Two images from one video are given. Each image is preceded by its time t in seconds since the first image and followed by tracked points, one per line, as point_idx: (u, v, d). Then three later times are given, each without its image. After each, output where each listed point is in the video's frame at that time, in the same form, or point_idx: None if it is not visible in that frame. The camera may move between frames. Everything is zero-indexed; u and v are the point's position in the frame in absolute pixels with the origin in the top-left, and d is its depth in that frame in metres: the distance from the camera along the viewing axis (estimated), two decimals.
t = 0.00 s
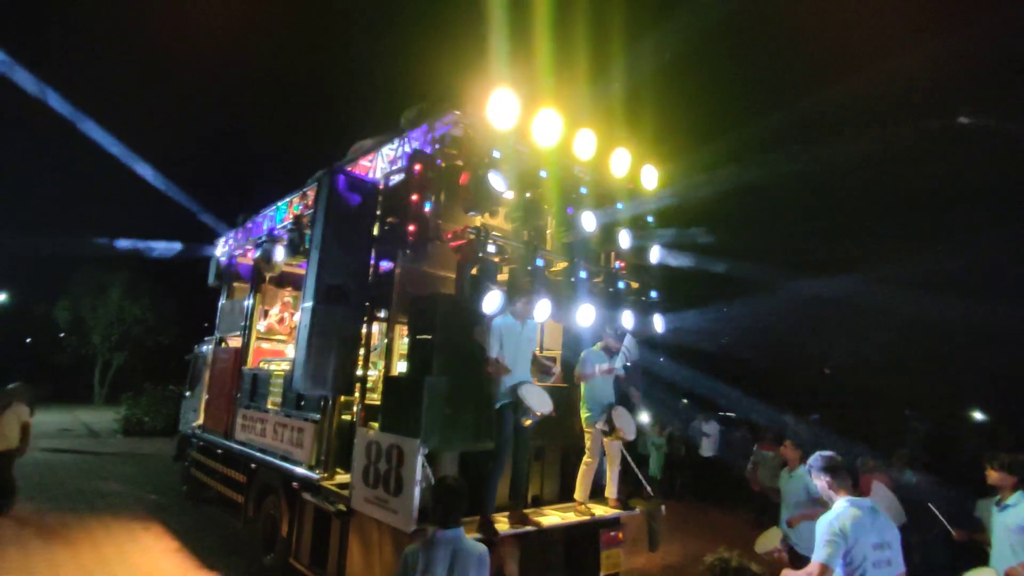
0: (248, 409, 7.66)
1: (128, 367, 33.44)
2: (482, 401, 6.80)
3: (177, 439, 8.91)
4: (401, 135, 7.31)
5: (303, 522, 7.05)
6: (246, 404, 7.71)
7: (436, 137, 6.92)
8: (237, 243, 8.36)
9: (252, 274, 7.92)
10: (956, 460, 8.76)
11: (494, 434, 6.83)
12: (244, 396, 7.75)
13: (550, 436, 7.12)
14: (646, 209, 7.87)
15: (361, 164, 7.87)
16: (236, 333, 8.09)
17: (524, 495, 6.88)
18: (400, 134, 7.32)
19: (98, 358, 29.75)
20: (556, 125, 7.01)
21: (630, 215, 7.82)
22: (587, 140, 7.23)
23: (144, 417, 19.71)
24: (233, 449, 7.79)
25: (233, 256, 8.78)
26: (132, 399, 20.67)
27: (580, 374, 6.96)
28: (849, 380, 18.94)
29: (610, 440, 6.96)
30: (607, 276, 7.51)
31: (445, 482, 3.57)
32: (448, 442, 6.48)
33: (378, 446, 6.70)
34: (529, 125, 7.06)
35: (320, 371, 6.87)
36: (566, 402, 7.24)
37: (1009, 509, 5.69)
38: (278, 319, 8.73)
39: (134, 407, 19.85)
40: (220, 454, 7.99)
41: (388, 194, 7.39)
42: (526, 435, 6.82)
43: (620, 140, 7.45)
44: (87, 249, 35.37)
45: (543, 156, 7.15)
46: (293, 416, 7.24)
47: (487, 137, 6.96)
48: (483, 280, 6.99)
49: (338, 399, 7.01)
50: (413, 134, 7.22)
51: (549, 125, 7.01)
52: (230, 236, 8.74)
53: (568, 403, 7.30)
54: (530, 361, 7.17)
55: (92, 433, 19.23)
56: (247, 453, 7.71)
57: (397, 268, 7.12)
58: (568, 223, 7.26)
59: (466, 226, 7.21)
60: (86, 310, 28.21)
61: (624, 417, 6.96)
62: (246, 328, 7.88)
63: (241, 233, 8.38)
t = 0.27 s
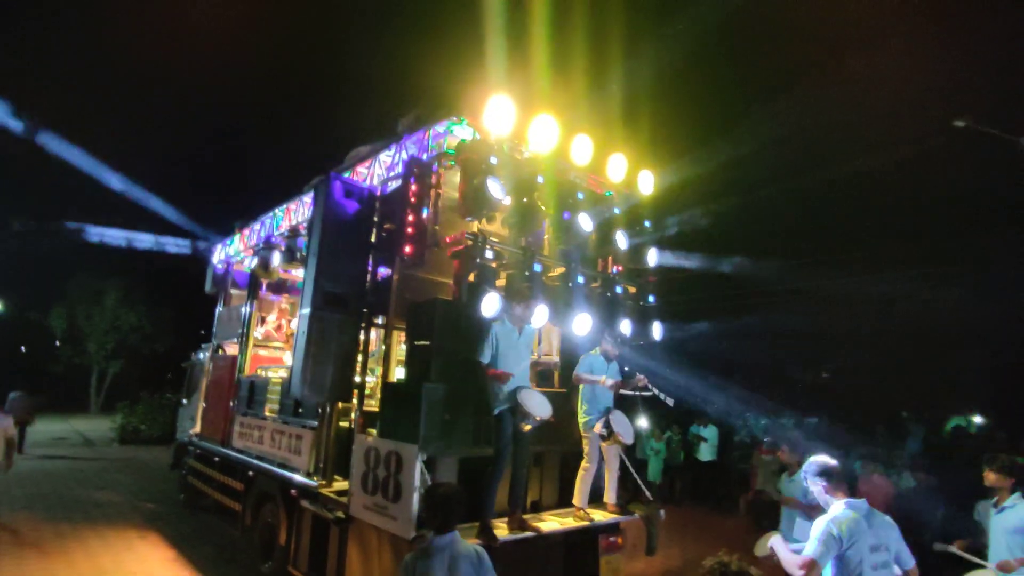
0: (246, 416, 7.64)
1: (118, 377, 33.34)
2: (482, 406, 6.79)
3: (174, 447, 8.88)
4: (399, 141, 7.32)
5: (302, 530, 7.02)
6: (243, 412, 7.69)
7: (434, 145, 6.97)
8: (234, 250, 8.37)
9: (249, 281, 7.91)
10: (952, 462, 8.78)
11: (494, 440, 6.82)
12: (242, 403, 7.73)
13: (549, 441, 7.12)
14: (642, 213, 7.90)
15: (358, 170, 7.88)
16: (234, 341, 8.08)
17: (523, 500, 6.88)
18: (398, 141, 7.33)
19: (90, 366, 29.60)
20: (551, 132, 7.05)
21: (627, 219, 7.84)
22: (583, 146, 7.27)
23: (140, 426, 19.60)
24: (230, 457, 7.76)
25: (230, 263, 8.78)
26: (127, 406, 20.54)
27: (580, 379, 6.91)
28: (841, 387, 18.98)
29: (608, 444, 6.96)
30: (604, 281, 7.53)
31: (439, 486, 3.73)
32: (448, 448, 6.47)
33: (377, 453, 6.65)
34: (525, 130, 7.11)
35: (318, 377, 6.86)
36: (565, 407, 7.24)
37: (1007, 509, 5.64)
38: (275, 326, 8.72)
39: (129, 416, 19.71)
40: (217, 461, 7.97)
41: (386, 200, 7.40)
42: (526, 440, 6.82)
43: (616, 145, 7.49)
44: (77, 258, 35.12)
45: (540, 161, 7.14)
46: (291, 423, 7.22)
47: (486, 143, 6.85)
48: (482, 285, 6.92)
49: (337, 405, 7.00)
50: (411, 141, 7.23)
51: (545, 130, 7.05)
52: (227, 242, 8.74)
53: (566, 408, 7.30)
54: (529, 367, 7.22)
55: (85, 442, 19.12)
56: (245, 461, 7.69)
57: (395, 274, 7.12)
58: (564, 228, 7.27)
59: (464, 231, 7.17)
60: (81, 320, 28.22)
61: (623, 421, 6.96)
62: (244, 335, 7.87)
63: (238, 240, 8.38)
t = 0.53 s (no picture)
0: (237, 421, 7.63)
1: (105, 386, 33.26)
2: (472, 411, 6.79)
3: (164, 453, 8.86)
4: (390, 147, 7.31)
5: (292, 535, 7.00)
6: (234, 417, 7.68)
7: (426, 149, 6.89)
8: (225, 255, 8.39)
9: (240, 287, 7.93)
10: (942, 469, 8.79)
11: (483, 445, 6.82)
12: (232, 408, 7.72)
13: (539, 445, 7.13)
14: (632, 217, 7.92)
15: (350, 176, 7.91)
16: (225, 346, 8.09)
17: (513, 504, 6.88)
18: (389, 146, 7.32)
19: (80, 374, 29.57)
20: (543, 137, 7.02)
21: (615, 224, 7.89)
22: (575, 151, 7.24)
23: (129, 433, 19.53)
24: (221, 462, 7.75)
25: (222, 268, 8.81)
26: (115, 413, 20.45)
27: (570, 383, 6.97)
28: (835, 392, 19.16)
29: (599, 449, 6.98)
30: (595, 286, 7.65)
31: (427, 491, 3.68)
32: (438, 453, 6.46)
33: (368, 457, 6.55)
34: (516, 135, 7.03)
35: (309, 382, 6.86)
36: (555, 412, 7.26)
37: (991, 511, 5.63)
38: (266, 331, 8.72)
39: (119, 424, 19.64)
40: (208, 468, 7.95)
41: (377, 205, 7.42)
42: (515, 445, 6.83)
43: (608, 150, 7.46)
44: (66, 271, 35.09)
45: (531, 166, 7.13)
46: (281, 428, 7.20)
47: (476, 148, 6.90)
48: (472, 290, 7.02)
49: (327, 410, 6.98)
50: (401, 146, 7.22)
51: (537, 135, 7.02)
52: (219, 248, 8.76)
53: (557, 413, 7.32)
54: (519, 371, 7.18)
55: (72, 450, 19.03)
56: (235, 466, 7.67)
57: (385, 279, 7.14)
58: (554, 232, 7.37)
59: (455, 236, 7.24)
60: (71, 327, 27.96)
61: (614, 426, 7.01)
62: (234, 340, 7.87)
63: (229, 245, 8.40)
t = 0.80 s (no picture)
0: (224, 423, 7.60)
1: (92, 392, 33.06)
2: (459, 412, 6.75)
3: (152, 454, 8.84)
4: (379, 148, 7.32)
5: (280, 538, 6.95)
6: (222, 418, 7.65)
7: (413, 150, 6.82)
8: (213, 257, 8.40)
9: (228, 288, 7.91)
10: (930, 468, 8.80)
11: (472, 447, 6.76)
12: (220, 410, 7.70)
13: (526, 446, 7.12)
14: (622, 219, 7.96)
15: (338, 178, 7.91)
16: (212, 347, 8.06)
17: (502, 505, 6.86)
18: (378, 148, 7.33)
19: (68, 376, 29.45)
20: (530, 141, 7.00)
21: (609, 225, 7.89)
22: (564, 155, 7.21)
23: (116, 434, 19.49)
24: (208, 465, 7.71)
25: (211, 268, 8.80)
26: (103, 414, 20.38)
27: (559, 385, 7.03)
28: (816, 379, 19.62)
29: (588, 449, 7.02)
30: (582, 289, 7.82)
31: (415, 496, 3.74)
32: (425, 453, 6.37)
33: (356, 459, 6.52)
34: (505, 139, 7.02)
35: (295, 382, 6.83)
36: (544, 412, 7.25)
37: (968, 511, 5.58)
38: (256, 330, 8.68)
39: (106, 424, 19.58)
40: (195, 470, 7.91)
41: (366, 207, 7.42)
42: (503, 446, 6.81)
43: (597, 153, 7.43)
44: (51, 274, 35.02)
45: (518, 168, 7.16)
46: (270, 430, 7.18)
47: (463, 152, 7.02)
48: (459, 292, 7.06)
49: (315, 412, 6.94)
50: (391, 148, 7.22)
51: (525, 138, 7.00)
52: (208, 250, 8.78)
53: (545, 414, 7.31)
54: (508, 371, 7.17)
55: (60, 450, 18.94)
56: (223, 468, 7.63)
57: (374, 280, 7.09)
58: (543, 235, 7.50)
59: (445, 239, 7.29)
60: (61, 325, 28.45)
61: (603, 427, 7.05)
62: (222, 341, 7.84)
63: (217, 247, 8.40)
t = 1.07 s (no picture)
0: (214, 420, 7.55)
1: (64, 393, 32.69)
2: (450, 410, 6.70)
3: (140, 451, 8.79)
4: (372, 145, 7.30)
5: (268, 536, 6.91)
6: (211, 415, 7.61)
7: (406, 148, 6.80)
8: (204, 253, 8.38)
9: (218, 284, 7.88)
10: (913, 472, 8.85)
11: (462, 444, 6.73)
12: (209, 407, 7.66)
13: (516, 443, 7.12)
14: (613, 218, 8.06)
15: (330, 174, 7.90)
16: (202, 343, 8.03)
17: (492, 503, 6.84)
18: (371, 145, 7.31)
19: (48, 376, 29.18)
20: (524, 140, 7.00)
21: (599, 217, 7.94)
22: (557, 154, 7.25)
23: (103, 432, 19.24)
24: (197, 461, 7.67)
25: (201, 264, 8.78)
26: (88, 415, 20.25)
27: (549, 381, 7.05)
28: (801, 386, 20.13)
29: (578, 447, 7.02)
30: (575, 289, 7.78)
31: (406, 496, 3.76)
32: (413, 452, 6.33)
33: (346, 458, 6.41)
34: (496, 138, 6.98)
35: (286, 379, 6.79)
36: (534, 410, 7.25)
37: (952, 509, 5.76)
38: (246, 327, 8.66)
39: (93, 423, 19.35)
40: (184, 468, 7.87)
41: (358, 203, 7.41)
42: (493, 444, 6.81)
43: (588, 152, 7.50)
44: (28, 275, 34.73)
45: (512, 168, 7.14)
46: (259, 428, 7.14)
47: (455, 151, 6.96)
48: (451, 290, 7.08)
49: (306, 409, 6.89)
50: (384, 145, 7.21)
51: (518, 138, 7.00)
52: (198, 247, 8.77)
53: (535, 412, 7.31)
54: (500, 369, 7.21)
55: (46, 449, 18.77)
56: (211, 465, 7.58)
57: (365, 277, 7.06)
58: (538, 235, 7.41)
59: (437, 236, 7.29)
60: (38, 323, 27.16)
61: (593, 426, 7.05)
62: (212, 337, 7.80)
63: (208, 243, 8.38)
